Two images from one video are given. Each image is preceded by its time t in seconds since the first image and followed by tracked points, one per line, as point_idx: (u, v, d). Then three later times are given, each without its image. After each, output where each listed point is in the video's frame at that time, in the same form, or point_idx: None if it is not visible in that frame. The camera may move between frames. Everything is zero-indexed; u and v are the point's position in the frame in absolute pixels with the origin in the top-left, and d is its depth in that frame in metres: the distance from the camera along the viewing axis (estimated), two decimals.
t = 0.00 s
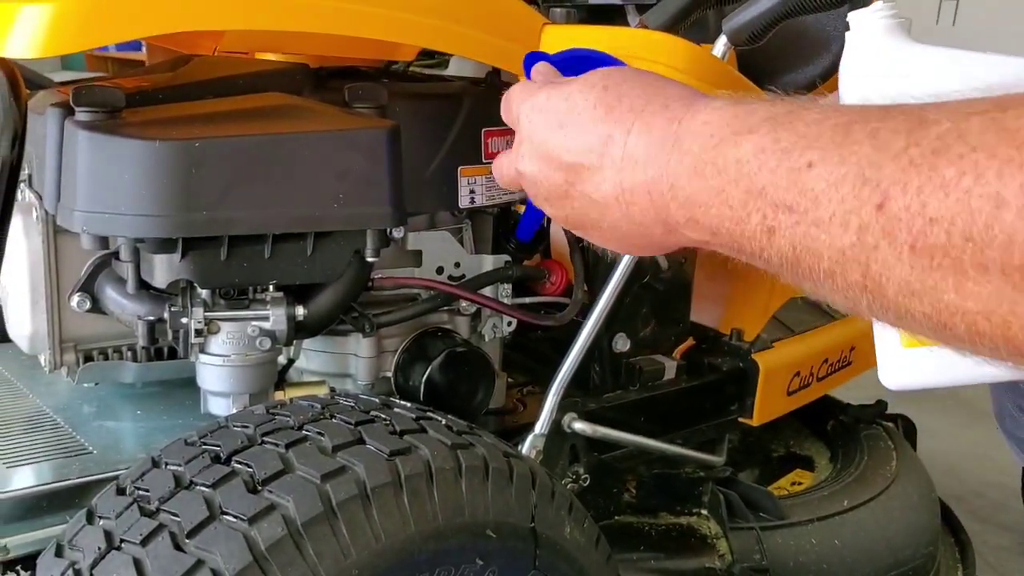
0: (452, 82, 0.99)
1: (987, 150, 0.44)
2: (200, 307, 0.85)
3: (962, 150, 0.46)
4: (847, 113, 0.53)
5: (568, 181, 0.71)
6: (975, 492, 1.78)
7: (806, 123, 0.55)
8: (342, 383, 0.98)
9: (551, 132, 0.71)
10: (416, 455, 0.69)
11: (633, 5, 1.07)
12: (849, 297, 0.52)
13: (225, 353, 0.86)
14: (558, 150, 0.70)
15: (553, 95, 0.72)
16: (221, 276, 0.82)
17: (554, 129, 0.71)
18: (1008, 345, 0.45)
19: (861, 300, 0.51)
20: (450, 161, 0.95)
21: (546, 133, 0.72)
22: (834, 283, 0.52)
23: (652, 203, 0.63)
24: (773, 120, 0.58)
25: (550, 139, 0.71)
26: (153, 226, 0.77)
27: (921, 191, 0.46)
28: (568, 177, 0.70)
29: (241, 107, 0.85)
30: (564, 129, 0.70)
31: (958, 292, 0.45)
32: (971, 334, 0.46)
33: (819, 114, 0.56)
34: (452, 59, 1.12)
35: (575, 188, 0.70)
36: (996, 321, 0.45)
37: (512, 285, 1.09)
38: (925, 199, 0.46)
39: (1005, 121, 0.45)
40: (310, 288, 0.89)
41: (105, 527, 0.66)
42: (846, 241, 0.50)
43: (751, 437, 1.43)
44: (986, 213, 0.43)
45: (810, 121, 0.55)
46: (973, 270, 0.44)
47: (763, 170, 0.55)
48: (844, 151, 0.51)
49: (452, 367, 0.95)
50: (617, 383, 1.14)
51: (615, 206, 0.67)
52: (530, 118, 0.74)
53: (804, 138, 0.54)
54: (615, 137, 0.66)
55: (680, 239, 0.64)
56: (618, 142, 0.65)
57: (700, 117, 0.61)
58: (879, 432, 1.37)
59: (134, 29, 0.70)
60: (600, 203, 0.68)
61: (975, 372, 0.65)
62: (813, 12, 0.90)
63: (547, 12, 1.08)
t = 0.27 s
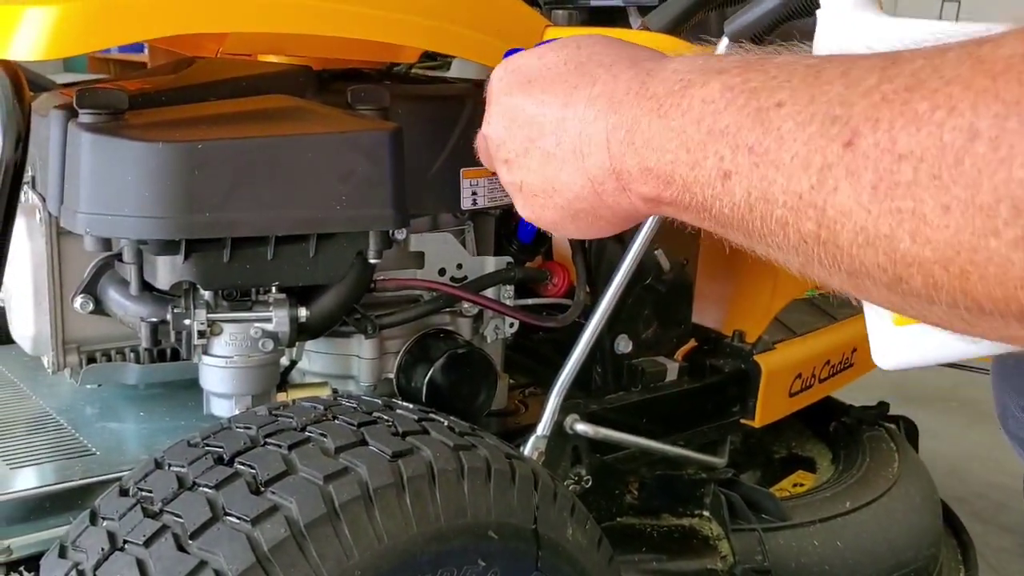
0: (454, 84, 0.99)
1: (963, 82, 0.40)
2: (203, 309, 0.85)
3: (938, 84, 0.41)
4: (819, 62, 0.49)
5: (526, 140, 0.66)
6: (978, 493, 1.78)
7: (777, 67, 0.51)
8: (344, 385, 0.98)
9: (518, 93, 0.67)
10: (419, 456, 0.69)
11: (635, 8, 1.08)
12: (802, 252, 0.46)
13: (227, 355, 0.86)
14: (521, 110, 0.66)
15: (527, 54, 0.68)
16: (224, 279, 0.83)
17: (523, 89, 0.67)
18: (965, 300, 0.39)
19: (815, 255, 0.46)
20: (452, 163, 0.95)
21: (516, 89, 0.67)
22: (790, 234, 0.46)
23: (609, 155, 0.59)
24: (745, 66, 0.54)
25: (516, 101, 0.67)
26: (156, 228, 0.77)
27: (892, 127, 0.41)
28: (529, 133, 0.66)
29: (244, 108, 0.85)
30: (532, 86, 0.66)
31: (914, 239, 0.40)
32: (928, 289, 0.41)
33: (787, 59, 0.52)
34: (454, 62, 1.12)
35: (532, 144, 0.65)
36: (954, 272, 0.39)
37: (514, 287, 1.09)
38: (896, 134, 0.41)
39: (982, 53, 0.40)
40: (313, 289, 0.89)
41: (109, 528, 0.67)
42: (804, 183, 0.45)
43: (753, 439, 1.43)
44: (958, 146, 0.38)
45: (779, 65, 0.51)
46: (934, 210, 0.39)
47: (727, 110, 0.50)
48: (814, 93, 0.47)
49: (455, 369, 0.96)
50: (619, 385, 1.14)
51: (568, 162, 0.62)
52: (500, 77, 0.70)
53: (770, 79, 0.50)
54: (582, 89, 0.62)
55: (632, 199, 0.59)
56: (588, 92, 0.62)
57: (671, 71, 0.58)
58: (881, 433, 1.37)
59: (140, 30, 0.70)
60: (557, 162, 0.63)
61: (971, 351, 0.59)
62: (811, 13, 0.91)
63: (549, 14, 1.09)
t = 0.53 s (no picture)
0: (456, 82, 0.99)
1: (983, 67, 0.42)
2: (204, 306, 0.85)
3: (957, 69, 0.43)
4: (835, 58, 0.50)
5: (540, 142, 0.66)
6: (980, 493, 1.78)
7: (794, 63, 0.52)
8: (345, 383, 0.98)
9: (534, 93, 0.66)
10: (420, 453, 0.69)
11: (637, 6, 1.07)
12: (822, 248, 0.48)
13: (229, 352, 0.86)
14: (536, 111, 0.66)
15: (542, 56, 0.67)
16: (226, 275, 0.82)
17: (539, 89, 0.66)
18: (990, 288, 0.42)
19: (836, 250, 0.47)
20: (454, 161, 0.95)
21: (532, 92, 0.67)
22: (808, 228, 0.48)
23: (623, 158, 0.59)
24: (760, 63, 0.55)
25: (531, 102, 0.66)
26: (157, 224, 0.77)
27: (911, 114, 0.43)
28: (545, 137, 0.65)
29: (246, 105, 0.85)
30: (547, 89, 0.65)
31: (936, 228, 0.42)
32: (952, 280, 0.43)
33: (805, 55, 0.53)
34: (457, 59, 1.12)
35: (549, 148, 0.65)
36: (979, 260, 0.41)
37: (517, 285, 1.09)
38: (916, 121, 0.43)
39: (1003, 35, 0.42)
40: (314, 287, 0.89)
41: (110, 524, 0.66)
42: (822, 177, 0.46)
43: (755, 438, 1.42)
44: (980, 129, 0.41)
45: (796, 61, 0.52)
46: (957, 197, 0.41)
47: (744, 108, 0.52)
48: (831, 86, 0.48)
49: (456, 366, 0.95)
50: (621, 384, 1.14)
51: (584, 165, 0.62)
52: (517, 79, 0.69)
53: (788, 74, 0.51)
54: (598, 91, 0.62)
55: (646, 202, 0.60)
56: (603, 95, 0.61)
57: (686, 70, 0.59)
58: (883, 433, 1.37)
59: (140, 28, 0.70)
60: (573, 165, 0.63)
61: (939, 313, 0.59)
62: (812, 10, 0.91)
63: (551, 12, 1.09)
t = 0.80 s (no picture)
0: (458, 82, 0.99)
1: (977, 78, 0.42)
2: (207, 306, 0.85)
3: (953, 81, 0.43)
4: (838, 66, 0.51)
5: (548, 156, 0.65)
6: (982, 494, 1.78)
7: (794, 74, 0.53)
8: (347, 383, 0.98)
9: (537, 106, 0.66)
10: (422, 452, 0.69)
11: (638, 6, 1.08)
12: (828, 251, 0.49)
13: (231, 352, 0.86)
14: (541, 123, 0.65)
15: (541, 68, 0.67)
16: (228, 275, 0.83)
17: (541, 102, 0.66)
18: (990, 290, 0.43)
19: (842, 253, 0.48)
20: (456, 161, 0.96)
21: (535, 105, 0.66)
22: (813, 233, 0.49)
23: (634, 169, 0.59)
24: (761, 75, 0.54)
25: (535, 114, 0.66)
26: (159, 224, 0.77)
27: (908, 125, 0.44)
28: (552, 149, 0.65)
29: (248, 105, 0.85)
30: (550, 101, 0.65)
31: (935, 234, 0.43)
32: (953, 281, 0.44)
33: (804, 65, 0.53)
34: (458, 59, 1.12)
35: (557, 161, 0.64)
36: (979, 264, 0.42)
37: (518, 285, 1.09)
38: (913, 131, 0.44)
39: (998, 46, 0.43)
40: (316, 286, 0.89)
41: (112, 523, 0.67)
42: (824, 186, 0.47)
43: (756, 438, 1.42)
44: (974, 140, 0.41)
45: (796, 72, 0.52)
46: (954, 203, 0.42)
47: (748, 118, 0.52)
48: (831, 96, 0.49)
49: (457, 366, 0.96)
50: (623, 384, 1.14)
51: (594, 176, 0.62)
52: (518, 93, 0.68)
53: (790, 86, 0.52)
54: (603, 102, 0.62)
55: (659, 211, 0.60)
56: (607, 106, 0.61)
57: (687, 81, 0.59)
58: (885, 433, 1.37)
59: (140, 29, 0.70)
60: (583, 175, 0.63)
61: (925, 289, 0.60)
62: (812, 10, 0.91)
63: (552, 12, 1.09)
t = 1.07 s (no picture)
0: (459, 84, 0.99)
1: (983, 104, 0.41)
2: (208, 307, 0.85)
3: (959, 106, 0.43)
4: (842, 78, 0.51)
5: (553, 167, 0.68)
6: (984, 496, 1.77)
7: (800, 90, 0.52)
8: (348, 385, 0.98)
9: (543, 116, 0.68)
10: (423, 454, 0.69)
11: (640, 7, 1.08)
12: (835, 273, 0.48)
13: (233, 353, 0.86)
14: (546, 134, 0.68)
15: (546, 78, 0.69)
16: (229, 277, 0.83)
17: (546, 113, 0.68)
18: (998, 316, 0.42)
19: (848, 275, 0.48)
20: (457, 163, 0.95)
21: (540, 116, 0.69)
22: (820, 254, 0.48)
23: (634, 181, 0.61)
24: (765, 87, 0.54)
25: (540, 125, 0.68)
26: (161, 226, 0.77)
27: (914, 150, 0.43)
28: (557, 160, 0.67)
29: (250, 107, 0.85)
30: (555, 112, 0.67)
31: (944, 260, 0.42)
32: (961, 308, 0.43)
33: (809, 80, 0.53)
34: (461, 61, 1.12)
35: (562, 172, 0.67)
36: (986, 291, 0.41)
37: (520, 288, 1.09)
38: (919, 157, 0.43)
39: (1005, 72, 0.42)
40: (318, 288, 0.89)
41: (114, 525, 0.67)
42: (831, 209, 0.46)
43: (758, 440, 1.42)
44: (982, 167, 0.40)
45: (800, 87, 0.52)
46: (962, 231, 0.41)
47: (753, 135, 0.51)
48: (835, 114, 0.48)
49: (459, 369, 0.95)
50: (624, 386, 1.14)
51: (597, 187, 0.64)
52: (525, 102, 0.70)
53: (795, 104, 0.51)
54: (603, 116, 0.64)
55: (663, 223, 0.62)
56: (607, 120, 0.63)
57: (689, 92, 0.59)
58: (887, 435, 1.37)
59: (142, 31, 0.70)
60: (586, 186, 0.65)
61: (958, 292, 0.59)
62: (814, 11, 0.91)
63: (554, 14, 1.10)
